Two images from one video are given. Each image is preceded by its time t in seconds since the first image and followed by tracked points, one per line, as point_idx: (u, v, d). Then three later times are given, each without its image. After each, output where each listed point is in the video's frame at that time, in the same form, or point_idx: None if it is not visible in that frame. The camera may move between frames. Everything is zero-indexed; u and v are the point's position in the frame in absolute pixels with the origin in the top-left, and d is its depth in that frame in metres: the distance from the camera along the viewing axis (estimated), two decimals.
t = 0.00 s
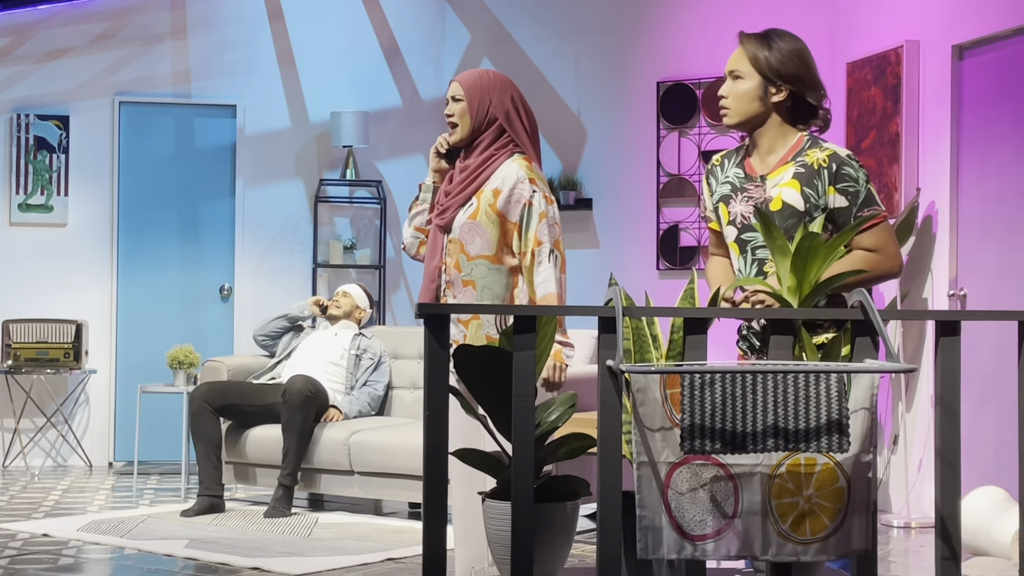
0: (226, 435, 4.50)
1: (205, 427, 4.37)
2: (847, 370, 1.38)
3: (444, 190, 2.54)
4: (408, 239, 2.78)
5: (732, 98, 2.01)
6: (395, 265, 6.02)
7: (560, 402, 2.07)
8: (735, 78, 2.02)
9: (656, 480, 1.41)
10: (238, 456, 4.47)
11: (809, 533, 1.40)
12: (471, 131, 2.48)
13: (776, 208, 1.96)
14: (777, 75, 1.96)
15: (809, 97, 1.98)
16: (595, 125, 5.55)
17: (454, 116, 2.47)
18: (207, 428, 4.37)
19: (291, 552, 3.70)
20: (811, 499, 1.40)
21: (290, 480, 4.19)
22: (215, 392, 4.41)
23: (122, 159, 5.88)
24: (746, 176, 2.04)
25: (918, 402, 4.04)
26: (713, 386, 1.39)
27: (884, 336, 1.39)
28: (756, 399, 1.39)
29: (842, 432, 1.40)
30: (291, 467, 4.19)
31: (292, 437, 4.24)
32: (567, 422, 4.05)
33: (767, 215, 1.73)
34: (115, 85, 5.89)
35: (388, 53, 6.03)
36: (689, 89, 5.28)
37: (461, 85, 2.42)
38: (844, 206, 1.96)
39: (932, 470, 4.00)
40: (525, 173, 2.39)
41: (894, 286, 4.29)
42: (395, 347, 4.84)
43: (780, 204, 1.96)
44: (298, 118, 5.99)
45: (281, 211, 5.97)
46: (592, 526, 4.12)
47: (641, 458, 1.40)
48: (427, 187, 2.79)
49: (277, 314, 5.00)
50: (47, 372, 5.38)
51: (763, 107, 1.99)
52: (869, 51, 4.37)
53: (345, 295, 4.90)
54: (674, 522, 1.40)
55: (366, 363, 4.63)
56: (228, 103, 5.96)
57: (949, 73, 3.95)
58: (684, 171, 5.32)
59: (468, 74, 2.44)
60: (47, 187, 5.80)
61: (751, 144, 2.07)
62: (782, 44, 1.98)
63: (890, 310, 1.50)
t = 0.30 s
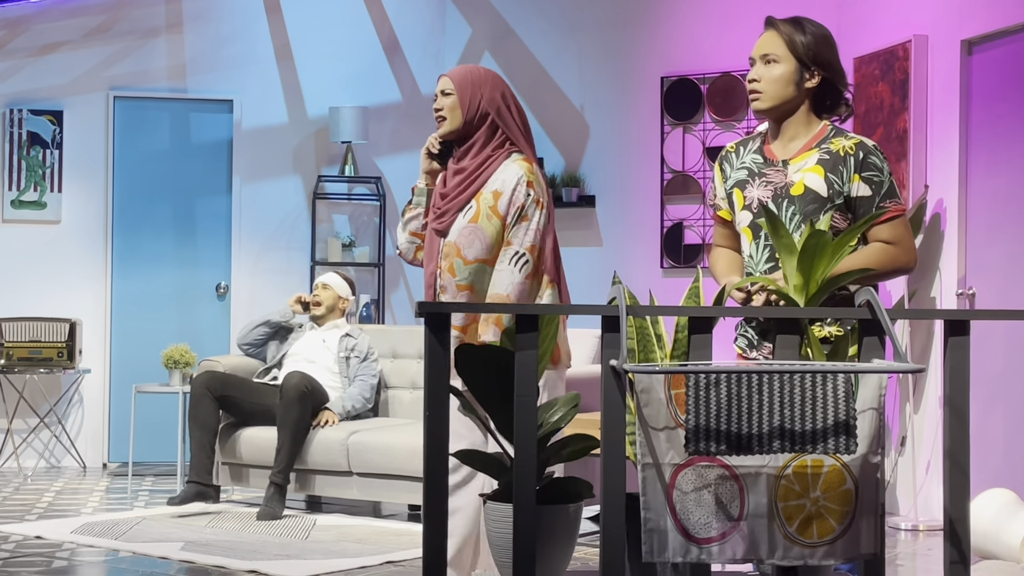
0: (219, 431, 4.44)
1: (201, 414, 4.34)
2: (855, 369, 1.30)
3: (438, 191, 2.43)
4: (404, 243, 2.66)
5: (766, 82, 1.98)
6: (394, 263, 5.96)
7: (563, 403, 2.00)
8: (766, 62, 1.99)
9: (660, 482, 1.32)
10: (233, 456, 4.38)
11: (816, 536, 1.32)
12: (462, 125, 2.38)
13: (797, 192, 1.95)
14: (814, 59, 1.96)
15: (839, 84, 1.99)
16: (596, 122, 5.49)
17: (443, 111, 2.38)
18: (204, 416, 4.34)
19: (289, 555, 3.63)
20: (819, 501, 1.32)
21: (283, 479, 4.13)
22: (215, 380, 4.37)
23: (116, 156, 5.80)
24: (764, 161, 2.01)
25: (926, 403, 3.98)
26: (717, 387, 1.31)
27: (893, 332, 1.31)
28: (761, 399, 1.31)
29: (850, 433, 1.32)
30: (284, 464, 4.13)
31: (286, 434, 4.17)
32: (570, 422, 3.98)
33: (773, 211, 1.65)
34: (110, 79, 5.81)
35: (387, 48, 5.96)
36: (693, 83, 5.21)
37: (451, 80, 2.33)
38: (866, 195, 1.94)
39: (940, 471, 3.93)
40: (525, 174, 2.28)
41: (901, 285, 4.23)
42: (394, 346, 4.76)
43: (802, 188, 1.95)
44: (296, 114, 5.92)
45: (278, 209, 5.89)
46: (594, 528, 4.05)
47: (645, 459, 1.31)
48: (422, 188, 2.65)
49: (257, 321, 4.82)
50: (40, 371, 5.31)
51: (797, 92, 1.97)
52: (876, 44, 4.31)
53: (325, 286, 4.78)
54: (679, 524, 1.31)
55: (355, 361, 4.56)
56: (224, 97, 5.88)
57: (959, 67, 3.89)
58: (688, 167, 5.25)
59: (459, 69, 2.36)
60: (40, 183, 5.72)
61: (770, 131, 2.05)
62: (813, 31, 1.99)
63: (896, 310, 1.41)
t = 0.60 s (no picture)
0: (218, 433, 4.43)
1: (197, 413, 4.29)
2: (852, 366, 1.30)
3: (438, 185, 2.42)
4: (400, 237, 2.64)
5: (765, 81, 2.01)
6: (393, 263, 5.96)
7: (561, 402, 2.01)
8: (766, 64, 2.02)
9: (660, 481, 1.33)
10: (235, 457, 4.38)
11: (815, 535, 1.32)
12: (466, 119, 2.37)
13: (807, 187, 1.96)
14: (810, 59, 1.98)
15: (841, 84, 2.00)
16: (594, 121, 5.49)
17: (447, 104, 2.36)
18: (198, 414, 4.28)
19: (287, 554, 3.63)
20: (817, 501, 1.32)
21: (274, 483, 4.12)
22: (215, 382, 4.34)
23: (116, 155, 5.80)
24: (771, 157, 2.01)
25: (924, 402, 3.97)
26: (716, 385, 1.31)
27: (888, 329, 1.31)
28: (759, 398, 1.31)
29: (848, 433, 1.32)
30: (275, 468, 4.10)
31: (279, 439, 4.15)
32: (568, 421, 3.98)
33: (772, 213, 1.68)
34: (109, 79, 5.81)
35: (386, 48, 5.97)
36: (691, 84, 5.21)
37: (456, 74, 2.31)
38: (875, 195, 1.96)
39: (937, 471, 3.93)
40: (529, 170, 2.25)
41: (899, 284, 4.23)
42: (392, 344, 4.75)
43: (812, 183, 1.95)
44: (295, 114, 5.92)
45: (277, 208, 5.89)
46: (592, 527, 4.05)
47: (644, 458, 1.32)
48: (421, 183, 2.64)
49: (238, 307, 4.90)
50: (38, 370, 5.31)
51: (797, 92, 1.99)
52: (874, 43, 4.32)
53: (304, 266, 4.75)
54: (678, 523, 1.32)
55: (351, 335, 4.62)
56: (223, 96, 5.88)
57: (956, 67, 3.90)
58: (686, 167, 5.25)
59: (464, 64, 2.34)
60: (38, 182, 5.71)
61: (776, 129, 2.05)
62: (813, 32, 2.00)
63: (896, 309, 1.41)
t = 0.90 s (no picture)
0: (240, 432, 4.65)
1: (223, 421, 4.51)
2: (831, 365, 1.45)
3: (443, 190, 2.63)
4: (408, 239, 2.88)
5: (737, 96, 2.21)
6: (396, 263, 6.20)
7: (555, 395, 2.25)
8: (741, 77, 2.22)
9: (649, 470, 1.48)
10: (254, 449, 4.61)
11: (795, 521, 1.48)
12: (469, 129, 2.58)
13: (775, 194, 2.14)
14: (775, 75, 2.15)
15: (809, 95, 2.16)
16: (591, 129, 5.72)
17: (451, 113, 2.56)
18: (224, 422, 4.51)
19: (296, 539, 3.86)
20: (797, 490, 1.48)
21: (290, 471, 4.36)
22: (235, 389, 4.56)
23: (133, 162, 6.03)
24: (747, 165, 2.20)
25: (899, 396, 4.21)
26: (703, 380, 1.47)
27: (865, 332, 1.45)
28: (743, 393, 1.46)
29: (826, 425, 1.47)
30: (293, 458, 4.35)
31: (298, 431, 4.38)
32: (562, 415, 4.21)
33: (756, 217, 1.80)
34: (128, 89, 6.04)
35: (390, 59, 6.21)
36: (680, 95, 5.42)
37: (462, 85, 2.52)
38: (844, 199, 2.13)
39: (912, 462, 4.16)
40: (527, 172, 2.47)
41: (875, 285, 4.48)
42: (395, 341, 4.97)
43: (780, 190, 2.14)
44: (304, 122, 6.15)
45: (286, 210, 6.12)
46: (585, 515, 4.28)
47: (634, 449, 1.48)
48: (427, 188, 2.85)
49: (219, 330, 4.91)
50: (61, 365, 5.55)
51: (763, 104, 2.18)
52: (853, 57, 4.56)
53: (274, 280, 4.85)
54: (666, 510, 1.47)
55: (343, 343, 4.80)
56: (237, 106, 6.11)
57: (930, 81, 4.12)
58: (675, 174, 5.46)
59: (466, 75, 2.55)
60: (61, 188, 5.94)
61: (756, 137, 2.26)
62: (783, 47, 2.16)
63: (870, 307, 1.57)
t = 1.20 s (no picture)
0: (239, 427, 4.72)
1: (223, 419, 4.59)
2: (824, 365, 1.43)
3: (444, 197, 2.69)
4: (413, 244, 2.95)
5: (705, 101, 2.19)
6: (395, 264, 6.28)
7: (552, 396, 2.30)
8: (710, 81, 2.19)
9: (643, 468, 1.46)
10: (255, 447, 4.67)
11: (787, 519, 1.46)
12: (465, 134, 2.67)
13: (738, 200, 2.13)
14: (740, 81, 2.11)
15: (774, 100, 2.12)
16: (588, 132, 5.78)
17: (447, 119, 2.66)
18: (225, 421, 4.59)
19: (296, 536, 3.92)
20: (790, 487, 1.46)
21: (284, 472, 4.42)
22: (233, 386, 4.63)
23: (135, 164, 6.09)
24: (718, 169, 2.23)
25: (890, 395, 4.28)
26: (698, 378, 1.44)
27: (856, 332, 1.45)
28: (736, 391, 1.44)
29: (819, 424, 1.45)
30: (287, 457, 4.40)
31: (293, 432, 4.44)
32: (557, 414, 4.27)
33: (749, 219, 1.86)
34: (131, 92, 6.10)
35: (389, 63, 6.28)
36: (674, 99, 5.51)
37: (455, 90, 2.61)
38: (803, 202, 2.09)
39: (903, 460, 4.23)
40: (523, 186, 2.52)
41: (866, 284, 4.57)
42: (394, 340, 5.03)
43: (743, 196, 2.13)
44: (304, 125, 6.21)
45: (286, 212, 6.18)
46: (581, 513, 4.34)
47: (629, 448, 1.45)
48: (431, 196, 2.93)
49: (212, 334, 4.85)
50: (64, 364, 5.61)
51: (729, 110, 2.15)
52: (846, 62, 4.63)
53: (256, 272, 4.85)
54: (661, 508, 1.44)
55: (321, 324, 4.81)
56: (238, 110, 6.17)
57: (921, 85, 4.19)
58: (670, 176, 5.55)
59: (462, 81, 2.64)
60: (65, 189, 6.01)
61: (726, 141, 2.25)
62: (749, 52, 2.12)
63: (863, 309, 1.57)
